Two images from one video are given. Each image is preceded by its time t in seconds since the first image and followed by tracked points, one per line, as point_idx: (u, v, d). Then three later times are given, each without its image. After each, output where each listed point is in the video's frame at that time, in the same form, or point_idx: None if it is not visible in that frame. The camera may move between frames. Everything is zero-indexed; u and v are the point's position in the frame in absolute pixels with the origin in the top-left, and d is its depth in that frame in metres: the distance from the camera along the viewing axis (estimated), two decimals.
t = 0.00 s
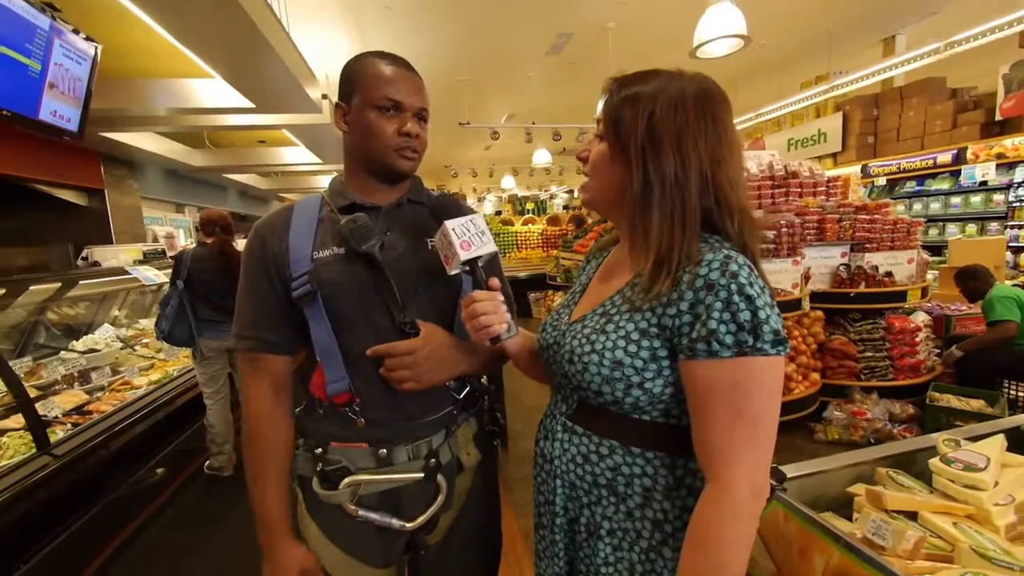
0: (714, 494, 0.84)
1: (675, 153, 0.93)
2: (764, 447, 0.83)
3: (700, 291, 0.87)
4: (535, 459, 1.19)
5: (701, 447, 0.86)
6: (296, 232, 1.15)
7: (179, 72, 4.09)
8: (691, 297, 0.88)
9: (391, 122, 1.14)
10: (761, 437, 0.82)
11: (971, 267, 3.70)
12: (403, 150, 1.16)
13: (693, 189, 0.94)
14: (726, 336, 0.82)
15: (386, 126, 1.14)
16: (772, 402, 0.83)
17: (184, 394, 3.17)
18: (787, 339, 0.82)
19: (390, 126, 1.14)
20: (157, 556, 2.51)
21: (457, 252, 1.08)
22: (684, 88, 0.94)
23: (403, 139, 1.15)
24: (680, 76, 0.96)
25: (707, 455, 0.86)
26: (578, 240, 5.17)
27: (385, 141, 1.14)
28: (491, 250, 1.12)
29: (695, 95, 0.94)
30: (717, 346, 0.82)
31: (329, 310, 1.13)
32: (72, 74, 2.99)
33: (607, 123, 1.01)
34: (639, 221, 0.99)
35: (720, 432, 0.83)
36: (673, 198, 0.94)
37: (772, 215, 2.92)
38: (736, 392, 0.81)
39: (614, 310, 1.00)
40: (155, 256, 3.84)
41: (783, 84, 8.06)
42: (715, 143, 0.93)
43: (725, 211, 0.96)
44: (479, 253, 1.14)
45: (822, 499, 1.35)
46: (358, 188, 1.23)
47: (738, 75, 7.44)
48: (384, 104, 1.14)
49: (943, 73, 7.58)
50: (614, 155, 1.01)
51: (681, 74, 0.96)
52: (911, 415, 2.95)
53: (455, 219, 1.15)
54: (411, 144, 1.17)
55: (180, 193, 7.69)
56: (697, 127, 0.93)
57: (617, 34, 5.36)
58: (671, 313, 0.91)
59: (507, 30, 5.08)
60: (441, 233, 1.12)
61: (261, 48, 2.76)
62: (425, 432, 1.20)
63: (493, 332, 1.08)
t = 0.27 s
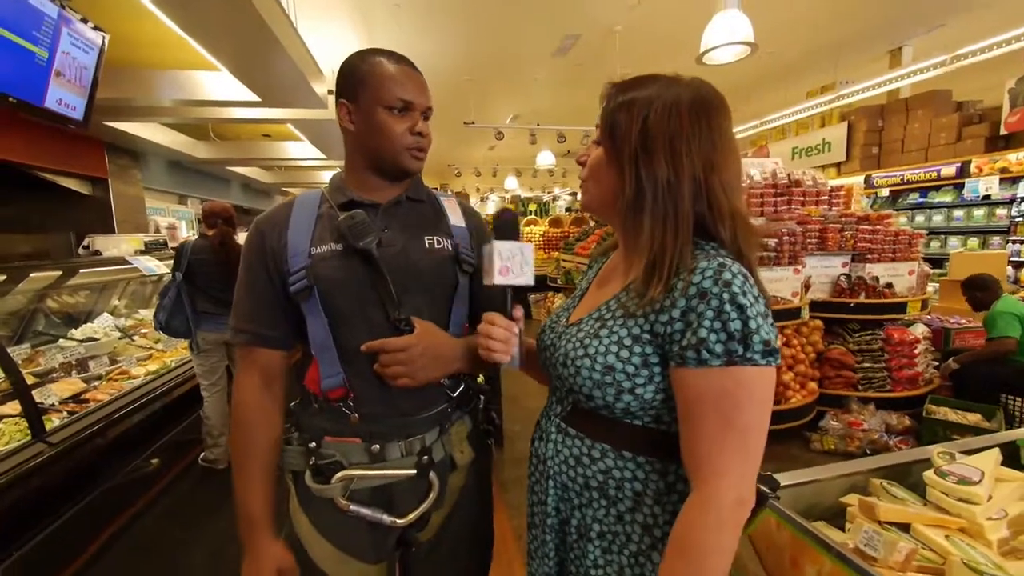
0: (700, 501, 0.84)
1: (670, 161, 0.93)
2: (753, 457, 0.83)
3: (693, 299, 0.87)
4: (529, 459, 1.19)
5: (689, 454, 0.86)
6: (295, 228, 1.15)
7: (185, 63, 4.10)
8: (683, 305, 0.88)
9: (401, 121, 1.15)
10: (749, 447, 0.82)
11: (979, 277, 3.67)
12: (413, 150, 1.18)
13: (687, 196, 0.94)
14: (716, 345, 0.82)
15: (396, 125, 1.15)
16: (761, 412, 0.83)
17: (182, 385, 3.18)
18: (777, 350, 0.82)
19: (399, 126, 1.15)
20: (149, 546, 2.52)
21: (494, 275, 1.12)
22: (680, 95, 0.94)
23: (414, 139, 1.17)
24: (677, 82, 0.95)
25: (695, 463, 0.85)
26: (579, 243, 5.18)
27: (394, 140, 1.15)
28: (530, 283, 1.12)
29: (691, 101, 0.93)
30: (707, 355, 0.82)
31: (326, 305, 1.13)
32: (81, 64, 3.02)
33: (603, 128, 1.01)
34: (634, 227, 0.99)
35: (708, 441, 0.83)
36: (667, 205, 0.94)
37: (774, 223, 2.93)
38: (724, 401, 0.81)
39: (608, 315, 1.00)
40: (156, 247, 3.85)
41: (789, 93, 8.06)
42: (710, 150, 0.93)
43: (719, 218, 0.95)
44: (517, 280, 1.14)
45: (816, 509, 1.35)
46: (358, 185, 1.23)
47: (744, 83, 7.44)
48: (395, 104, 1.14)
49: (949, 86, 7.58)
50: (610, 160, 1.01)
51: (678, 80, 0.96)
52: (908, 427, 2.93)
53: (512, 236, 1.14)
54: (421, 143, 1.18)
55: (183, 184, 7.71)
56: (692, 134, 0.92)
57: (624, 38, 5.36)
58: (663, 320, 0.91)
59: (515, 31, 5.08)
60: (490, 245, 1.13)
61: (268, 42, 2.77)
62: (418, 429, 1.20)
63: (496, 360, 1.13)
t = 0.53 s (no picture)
0: (684, 510, 0.84)
1: (664, 169, 0.93)
2: (739, 467, 0.83)
3: (684, 307, 0.87)
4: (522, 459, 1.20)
5: (675, 461, 0.86)
6: (293, 223, 1.15)
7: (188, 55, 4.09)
8: (674, 314, 0.88)
9: (403, 121, 1.15)
10: (736, 457, 0.82)
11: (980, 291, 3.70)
12: (414, 148, 1.18)
13: (682, 204, 0.94)
14: (704, 354, 0.82)
15: (398, 125, 1.15)
16: (749, 423, 0.83)
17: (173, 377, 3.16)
18: (767, 362, 0.81)
19: (401, 125, 1.15)
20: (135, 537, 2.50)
21: (510, 284, 1.17)
22: (676, 103, 0.93)
23: (416, 139, 1.17)
24: (673, 90, 0.95)
25: (682, 471, 0.85)
26: (577, 247, 5.19)
27: (396, 139, 1.15)
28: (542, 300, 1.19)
29: (687, 110, 0.93)
30: (695, 364, 0.82)
31: (322, 301, 1.13)
32: (82, 50, 2.98)
33: (600, 135, 1.02)
34: (629, 234, 0.99)
35: (695, 449, 0.83)
36: (660, 214, 0.94)
37: (771, 233, 2.94)
38: (712, 410, 0.81)
39: (602, 320, 1.00)
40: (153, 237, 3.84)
41: (789, 104, 8.11)
42: (705, 159, 0.93)
43: (714, 226, 0.94)
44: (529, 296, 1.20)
45: (806, 519, 1.36)
46: (359, 183, 1.23)
47: (745, 93, 7.49)
48: (398, 104, 1.15)
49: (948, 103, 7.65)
50: (606, 167, 1.01)
51: (675, 88, 0.96)
52: (897, 440, 2.95)
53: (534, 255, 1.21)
54: (423, 143, 1.19)
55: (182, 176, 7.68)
56: (686, 143, 0.92)
57: (628, 44, 5.39)
58: (655, 327, 0.91)
59: (519, 34, 5.09)
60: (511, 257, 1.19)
61: (271, 35, 2.76)
62: (411, 427, 1.20)
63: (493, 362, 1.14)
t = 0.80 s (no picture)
0: (676, 516, 0.84)
1: (665, 177, 0.93)
2: (732, 475, 0.84)
3: (682, 315, 0.88)
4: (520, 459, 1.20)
5: (669, 468, 0.86)
6: (293, 218, 1.14)
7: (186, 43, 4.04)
8: (672, 321, 0.89)
9: (407, 121, 1.15)
10: (729, 466, 0.82)
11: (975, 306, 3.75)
12: (417, 147, 1.18)
13: (683, 212, 0.95)
14: (701, 363, 0.83)
15: (401, 123, 1.15)
16: (743, 433, 0.83)
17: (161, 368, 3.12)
18: (763, 373, 0.82)
19: (404, 124, 1.15)
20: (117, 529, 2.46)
21: (511, 287, 1.17)
22: (678, 112, 0.94)
23: (419, 139, 1.17)
24: (676, 98, 0.95)
25: (675, 478, 0.86)
26: (573, 250, 5.21)
27: (398, 138, 1.15)
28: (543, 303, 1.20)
29: (690, 119, 0.93)
30: (691, 372, 0.83)
31: (320, 297, 1.12)
32: (79, 35, 2.95)
33: (603, 142, 1.02)
34: (630, 240, 1.00)
35: (688, 457, 0.83)
36: (661, 221, 0.95)
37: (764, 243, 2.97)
38: (706, 419, 0.82)
39: (602, 325, 1.01)
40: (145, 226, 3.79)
41: (785, 116, 8.19)
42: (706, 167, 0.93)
43: (714, 235, 0.95)
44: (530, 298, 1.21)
45: (794, 526, 1.38)
46: (360, 179, 1.23)
47: (743, 103, 7.56)
48: (403, 103, 1.14)
49: (940, 120, 7.77)
50: (608, 174, 1.02)
51: (677, 96, 0.96)
52: (883, 450, 2.99)
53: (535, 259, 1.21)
54: (426, 143, 1.19)
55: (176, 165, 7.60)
56: (688, 151, 0.92)
57: (629, 50, 5.41)
58: (653, 334, 0.91)
59: (522, 35, 5.10)
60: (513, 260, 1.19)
61: (273, 26, 2.73)
62: (406, 425, 1.20)
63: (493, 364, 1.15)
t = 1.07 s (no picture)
0: (682, 524, 0.85)
1: (676, 187, 0.94)
2: (738, 485, 0.85)
3: (693, 325, 0.89)
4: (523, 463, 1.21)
5: (676, 476, 0.87)
6: (298, 218, 1.14)
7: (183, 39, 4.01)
8: (682, 330, 0.90)
9: (415, 125, 1.16)
10: (736, 476, 0.83)
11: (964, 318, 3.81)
12: (423, 149, 1.18)
13: (693, 222, 0.96)
14: (710, 373, 0.84)
15: (409, 126, 1.15)
16: (750, 443, 0.84)
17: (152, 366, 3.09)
18: (771, 384, 0.83)
19: (412, 128, 1.15)
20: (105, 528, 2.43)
21: (515, 294, 1.18)
22: (689, 122, 0.95)
23: (426, 143, 1.18)
24: (687, 109, 0.97)
25: (681, 486, 0.87)
26: (569, 254, 5.22)
27: (406, 141, 1.15)
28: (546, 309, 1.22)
29: (700, 129, 0.94)
30: (700, 381, 0.84)
31: (324, 299, 1.12)
32: (77, 27, 2.94)
33: (613, 151, 1.03)
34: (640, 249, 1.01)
35: (696, 465, 0.84)
36: (670, 231, 0.96)
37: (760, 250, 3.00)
38: (715, 428, 0.83)
39: (610, 332, 1.02)
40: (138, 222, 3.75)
41: (779, 125, 8.29)
42: (716, 178, 0.94)
43: (723, 244, 0.96)
44: (534, 304, 1.22)
45: (789, 533, 1.39)
46: (365, 181, 1.23)
47: (737, 112, 7.63)
48: (412, 108, 1.15)
49: (930, 133, 7.89)
50: (618, 182, 1.03)
51: (686, 106, 0.98)
52: (873, 458, 3.03)
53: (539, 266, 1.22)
54: (431, 146, 1.19)
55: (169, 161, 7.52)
56: (698, 162, 0.94)
57: (627, 57, 5.45)
58: (662, 343, 0.92)
59: (521, 38, 5.11)
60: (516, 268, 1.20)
61: (274, 24, 2.72)
62: (407, 427, 1.19)
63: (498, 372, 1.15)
